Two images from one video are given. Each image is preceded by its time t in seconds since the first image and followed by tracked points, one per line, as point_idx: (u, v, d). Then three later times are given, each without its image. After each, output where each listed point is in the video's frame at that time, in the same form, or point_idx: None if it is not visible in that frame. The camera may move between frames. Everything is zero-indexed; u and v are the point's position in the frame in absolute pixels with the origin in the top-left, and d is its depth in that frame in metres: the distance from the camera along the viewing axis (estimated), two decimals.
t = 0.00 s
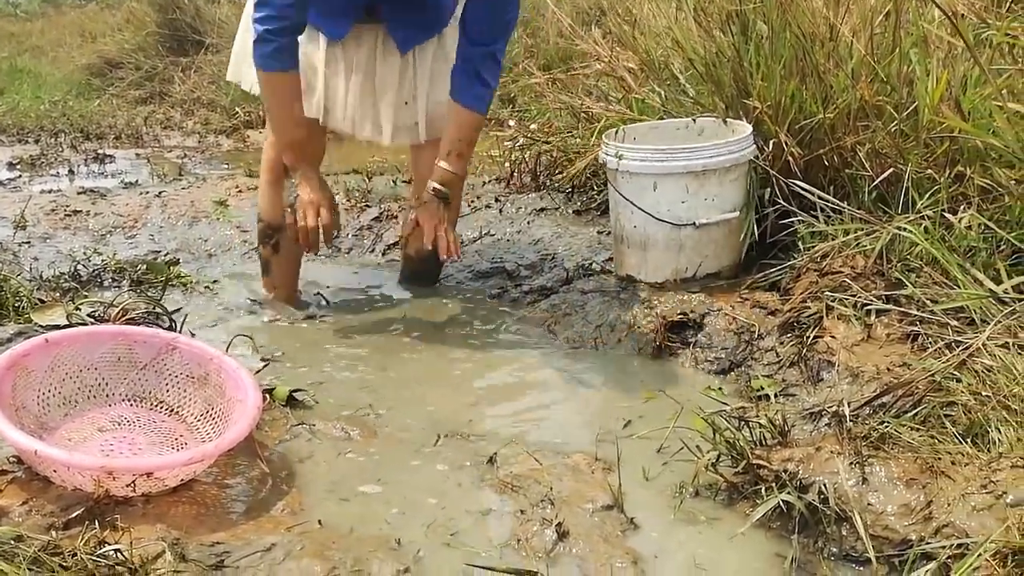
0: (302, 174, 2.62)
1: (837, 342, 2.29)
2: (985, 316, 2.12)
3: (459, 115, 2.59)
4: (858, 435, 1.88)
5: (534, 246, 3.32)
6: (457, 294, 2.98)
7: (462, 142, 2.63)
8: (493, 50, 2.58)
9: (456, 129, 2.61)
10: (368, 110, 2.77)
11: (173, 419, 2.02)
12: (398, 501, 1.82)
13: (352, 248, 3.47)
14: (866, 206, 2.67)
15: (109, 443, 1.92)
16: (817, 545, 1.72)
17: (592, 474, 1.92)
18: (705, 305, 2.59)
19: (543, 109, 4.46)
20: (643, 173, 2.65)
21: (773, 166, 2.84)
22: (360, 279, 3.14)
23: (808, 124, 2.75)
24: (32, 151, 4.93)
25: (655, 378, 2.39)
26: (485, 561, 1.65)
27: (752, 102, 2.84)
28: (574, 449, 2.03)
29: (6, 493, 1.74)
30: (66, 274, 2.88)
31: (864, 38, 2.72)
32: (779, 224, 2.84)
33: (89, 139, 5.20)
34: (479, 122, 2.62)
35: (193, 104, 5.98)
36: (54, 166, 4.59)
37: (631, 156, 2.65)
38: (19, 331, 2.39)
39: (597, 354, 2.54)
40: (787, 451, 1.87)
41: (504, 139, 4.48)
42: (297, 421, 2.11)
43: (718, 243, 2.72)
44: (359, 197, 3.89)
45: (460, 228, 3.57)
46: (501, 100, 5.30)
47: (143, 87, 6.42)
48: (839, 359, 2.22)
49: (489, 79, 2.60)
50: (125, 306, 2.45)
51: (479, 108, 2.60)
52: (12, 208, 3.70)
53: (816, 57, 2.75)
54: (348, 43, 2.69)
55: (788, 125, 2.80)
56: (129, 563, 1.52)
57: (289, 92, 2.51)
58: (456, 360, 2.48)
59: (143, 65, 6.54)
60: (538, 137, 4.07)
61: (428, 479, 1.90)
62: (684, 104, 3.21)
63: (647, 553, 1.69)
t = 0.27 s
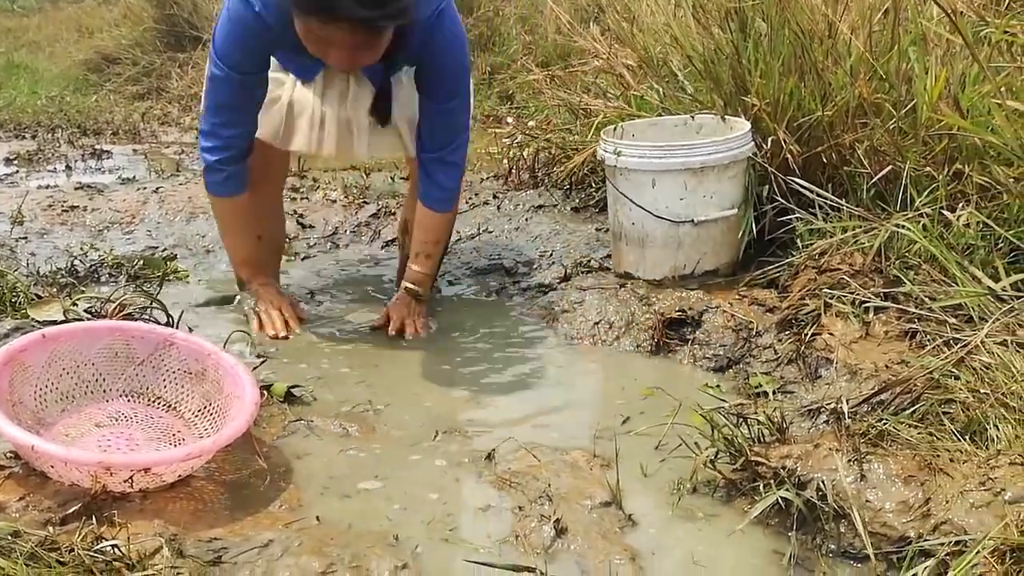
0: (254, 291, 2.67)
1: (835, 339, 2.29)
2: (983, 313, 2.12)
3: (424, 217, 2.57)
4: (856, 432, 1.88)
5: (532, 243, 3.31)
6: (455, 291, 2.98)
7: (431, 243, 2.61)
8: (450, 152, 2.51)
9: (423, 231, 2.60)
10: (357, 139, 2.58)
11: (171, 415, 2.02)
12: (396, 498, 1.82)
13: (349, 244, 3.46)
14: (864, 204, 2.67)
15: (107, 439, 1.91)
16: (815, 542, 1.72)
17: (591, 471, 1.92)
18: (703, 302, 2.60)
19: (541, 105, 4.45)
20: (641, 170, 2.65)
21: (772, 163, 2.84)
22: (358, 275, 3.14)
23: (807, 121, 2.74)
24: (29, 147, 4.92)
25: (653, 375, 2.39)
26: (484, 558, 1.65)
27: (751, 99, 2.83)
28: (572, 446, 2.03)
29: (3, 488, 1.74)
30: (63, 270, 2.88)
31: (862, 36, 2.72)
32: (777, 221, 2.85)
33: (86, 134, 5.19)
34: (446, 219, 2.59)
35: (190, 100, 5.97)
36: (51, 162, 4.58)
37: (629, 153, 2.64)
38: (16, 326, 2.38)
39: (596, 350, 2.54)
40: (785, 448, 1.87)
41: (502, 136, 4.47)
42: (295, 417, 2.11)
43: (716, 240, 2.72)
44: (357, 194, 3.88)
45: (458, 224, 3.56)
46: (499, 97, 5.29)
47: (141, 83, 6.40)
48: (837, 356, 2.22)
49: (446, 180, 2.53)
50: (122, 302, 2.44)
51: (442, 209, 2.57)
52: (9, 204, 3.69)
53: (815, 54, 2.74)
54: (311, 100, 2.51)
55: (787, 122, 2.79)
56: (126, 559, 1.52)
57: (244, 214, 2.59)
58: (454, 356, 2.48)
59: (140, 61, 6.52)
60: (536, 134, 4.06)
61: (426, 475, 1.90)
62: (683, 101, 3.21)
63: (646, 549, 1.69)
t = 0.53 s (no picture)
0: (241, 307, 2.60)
1: (836, 338, 2.29)
2: (984, 312, 2.12)
3: (408, 243, 2.49)
4: (858, 431, 1.88)
5: (533, 242, 3.31)
6: (457, 290, 2.98)
7: (413, 268, 2.54)
8: (430, 182, 2.38)
9: (406, 257, 2.52)
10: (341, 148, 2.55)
11: (172, 414, 2.02)
12: (397, 497, 1.82)
13: (351, 243, 3.46)
14: (866, 203, 2.67)
15: (108, 439, 1.91)
16: (816, 541, 1.72)
17: (591, 470, 1.92)
18: (705, 302, 2.60)
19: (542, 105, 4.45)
20: (643, 169, 2.65)
21: (773, 162, 2.84)
22: (360, 274, 3.14)
23: (809, 120, 2.74)
24: (31, 146, 4.92)
25: (655, 374, 2.39)
26: (484, 557, 1.65)
27: (753, 98, 2.82)
28: (573, 445, 2.02)
29: (5, 487, 1.74)
30: (65, 268, 2.88)
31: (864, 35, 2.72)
32: (779, 220, 2.84)
33: (88, 133, 5.20)
34: (430, 245, 2.50)
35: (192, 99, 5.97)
36: (53, 161, 4.58)
37: (630, 152, 2.64)
38: (18, 325, 2.39)
39: (598, 350, 2.54)
40: (787, 447, 1.87)
41: (503, 135, 4.47)
42: (296, 416, 2.11)
43: (718, 239, 2.72)
44: (358, 193, 3.88)
45: (459, 224, 3.56)
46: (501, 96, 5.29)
47: (142, 82, 6.40)
48: (839, 356, 2.22)
49: (429, 210, 2.42)
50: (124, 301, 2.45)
51: (425, 236, 2.48)
52: (10, 203, 3.69)
53: (816, 53, 2.74)
54: (289, 120, 2.47)
55: (789, 122, 2.79)
56: (127, 558, 1.52)
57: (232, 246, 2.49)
58: (454, 356, 2.48)
59: (141, 60, 6.52)
60: (537, 134, 4.06)
61: (427, 474, 1.90)
62: (684, 100, 3.20)
63: (647, 549, 1.69)
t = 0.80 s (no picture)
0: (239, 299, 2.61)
1: (834, 339, 2.29)
2: (982, 312, 2.13)
3: (397, 245, 2.50)
4: (855, 431, 1.88)
5: (531, 243, 3.31)
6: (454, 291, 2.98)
7: (402, 270, 2.56)
8: (419, 184, 2.38)
9: (397, 258, 2.53)
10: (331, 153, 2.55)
11: (170, 414, 2.02)
12: (394, 497, 1.82)
13: (348, 244, 3.46)
14: (863, 203, 2.67)
15: (106, 439, 1.91)
16: (814, 541, 1.72)
17: (589, 470, 1.92)
18: (703, 302, 2.60)
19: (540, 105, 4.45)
20: (640, 170, 2.65)
21: (771, 162, 2.84)
22: (357, 275, 3.13)
23: (806, 121, 2.74)
24: (28, 147, 4.92)
25: (652, 374, 2.39)
26: (482, 557, 1.65)
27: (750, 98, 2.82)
28: (571, 446, 2.02)
29: (2, 488, 1.74)
30: (63, 269, 2.88)
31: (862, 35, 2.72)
32: (776, 221, 2.84)
33: (85, 134, 5.19)
34: (421, 246, 2.51)
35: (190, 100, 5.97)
36: (50, 161, 4.57)
37: (627, 152, 2.64)
38: (15, 326, 2.39)
39: (596, 350, 2.54)
40: (784, 447, 1.87)
41: (501, 136, 4.46)
42: (294, 417, 2.11)
43: (715, 239, 2.72)
44: (356, 194, 3.88)
45: (457, 224, 3.56)
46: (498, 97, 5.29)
47: (140, 82, 6.40)
48: (836, 356, 2.22)
49: (419, 211, 2.43)
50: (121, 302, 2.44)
51: (415, 238, 2.48)
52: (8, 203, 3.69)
53: (814, 54, 2.74)
54: (278, 124, 2.47)
55: (786, 122, 2.79)
56: (125, 559, 1.52)
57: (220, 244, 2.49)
58: (452, 356, 2.48)
59: (139, 61, 6.52)
60: (535, 134, 4.05)
61: (425, 475, 1.90)
62: (682, 100, 3.20)
63: (644, 549, 1.69)
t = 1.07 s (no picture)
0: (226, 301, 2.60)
1: (836, 339, 2.29)
2: (983, 312, 2.13)
3: (396, 246, 2.50)
4: (857, 431, 1.88)
5: (532, 243, 3.31)
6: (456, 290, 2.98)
7: (400, 272, 2.55)
8: (416, 184, 2.38)
9: (395, 260, 2.53)
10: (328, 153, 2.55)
11: (171, 414, 2.02)
12: (396, 497, 1.82)
13: (350, 244, 3.46)
14: (865, 203, 2.67)
15: (108, 438, 1.91)
16: (815, 541, 1.72)
17: (590, 470, 1.92)
18: (704, 302, 2.60)
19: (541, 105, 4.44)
20: (642, 169, 2.64)
21: (772, 162, 2.84)
22: (359, 274, 3.13)
23: (808, 121, 2.74)
24: (30, 146, 4.92)
25: (654, 374, 2.39)
26: (484, 556, 1.65)
27: (752, 98, 2.82)
28: (572, 445, 2.02)
29: (4, 487, 1.74)
30: (65, 269, 2.88)
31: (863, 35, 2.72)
32: (778, 221, 2.84)
33: (87, 134, 5.19)
34: (419, 247, 2.51)
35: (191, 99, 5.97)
36: (52, 161, 4.58)
37: (628, 152, 2.64)
38: (17, 325, 2.39)
39: (597, 350, 2.54)
40: (786, 447, 1.87)
41: (502, 135, 4.46)
42: (296, 416, 2.11)
43: (717, 239, 2.72)
44: (357, 193, 3.88)
45: (458, 224, 3.56)
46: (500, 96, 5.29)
47: (141, 82, 6.40)
48: (838, 356, 2.22)
49: (414, 213, 2.42)
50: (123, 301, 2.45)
51: (411, 239, 2.48)
52: (9, 203, 3.69)
53: (816, 54, 2.74)
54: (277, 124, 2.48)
55: (788, 122, 2.79)
56: (127, 558, 1.52)
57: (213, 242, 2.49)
58: (453, 356, 2.48)
59: (140, 61, 6.52)
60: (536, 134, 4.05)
61: (426, 474, 1.90)
62: (683, 100, 3.20)
63: (645, 549, 1.69)
